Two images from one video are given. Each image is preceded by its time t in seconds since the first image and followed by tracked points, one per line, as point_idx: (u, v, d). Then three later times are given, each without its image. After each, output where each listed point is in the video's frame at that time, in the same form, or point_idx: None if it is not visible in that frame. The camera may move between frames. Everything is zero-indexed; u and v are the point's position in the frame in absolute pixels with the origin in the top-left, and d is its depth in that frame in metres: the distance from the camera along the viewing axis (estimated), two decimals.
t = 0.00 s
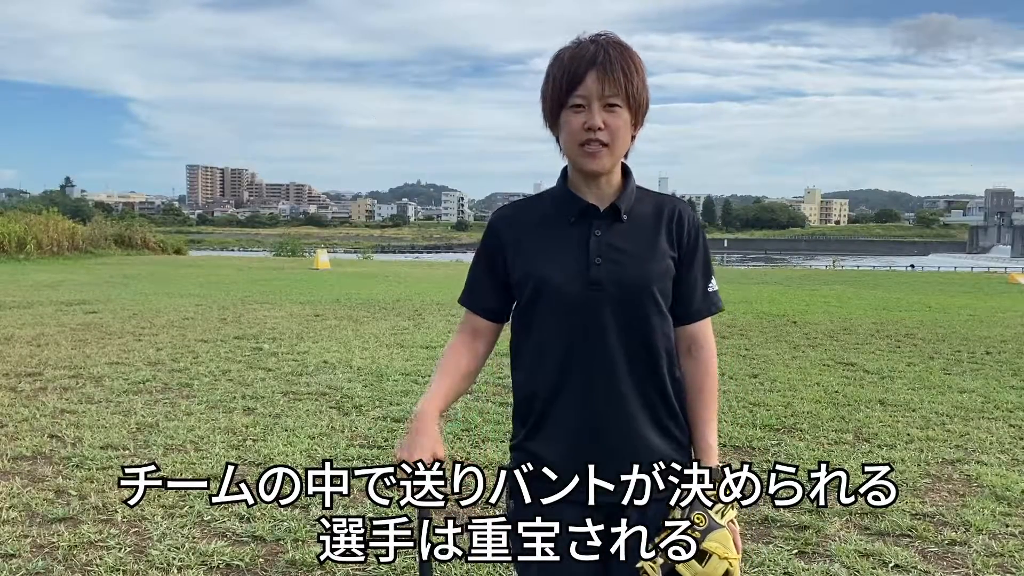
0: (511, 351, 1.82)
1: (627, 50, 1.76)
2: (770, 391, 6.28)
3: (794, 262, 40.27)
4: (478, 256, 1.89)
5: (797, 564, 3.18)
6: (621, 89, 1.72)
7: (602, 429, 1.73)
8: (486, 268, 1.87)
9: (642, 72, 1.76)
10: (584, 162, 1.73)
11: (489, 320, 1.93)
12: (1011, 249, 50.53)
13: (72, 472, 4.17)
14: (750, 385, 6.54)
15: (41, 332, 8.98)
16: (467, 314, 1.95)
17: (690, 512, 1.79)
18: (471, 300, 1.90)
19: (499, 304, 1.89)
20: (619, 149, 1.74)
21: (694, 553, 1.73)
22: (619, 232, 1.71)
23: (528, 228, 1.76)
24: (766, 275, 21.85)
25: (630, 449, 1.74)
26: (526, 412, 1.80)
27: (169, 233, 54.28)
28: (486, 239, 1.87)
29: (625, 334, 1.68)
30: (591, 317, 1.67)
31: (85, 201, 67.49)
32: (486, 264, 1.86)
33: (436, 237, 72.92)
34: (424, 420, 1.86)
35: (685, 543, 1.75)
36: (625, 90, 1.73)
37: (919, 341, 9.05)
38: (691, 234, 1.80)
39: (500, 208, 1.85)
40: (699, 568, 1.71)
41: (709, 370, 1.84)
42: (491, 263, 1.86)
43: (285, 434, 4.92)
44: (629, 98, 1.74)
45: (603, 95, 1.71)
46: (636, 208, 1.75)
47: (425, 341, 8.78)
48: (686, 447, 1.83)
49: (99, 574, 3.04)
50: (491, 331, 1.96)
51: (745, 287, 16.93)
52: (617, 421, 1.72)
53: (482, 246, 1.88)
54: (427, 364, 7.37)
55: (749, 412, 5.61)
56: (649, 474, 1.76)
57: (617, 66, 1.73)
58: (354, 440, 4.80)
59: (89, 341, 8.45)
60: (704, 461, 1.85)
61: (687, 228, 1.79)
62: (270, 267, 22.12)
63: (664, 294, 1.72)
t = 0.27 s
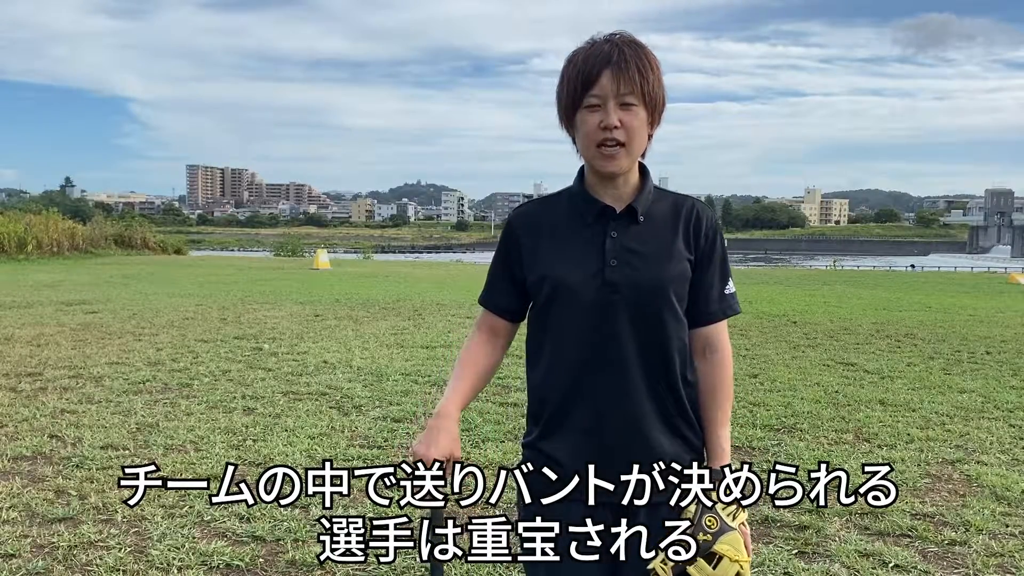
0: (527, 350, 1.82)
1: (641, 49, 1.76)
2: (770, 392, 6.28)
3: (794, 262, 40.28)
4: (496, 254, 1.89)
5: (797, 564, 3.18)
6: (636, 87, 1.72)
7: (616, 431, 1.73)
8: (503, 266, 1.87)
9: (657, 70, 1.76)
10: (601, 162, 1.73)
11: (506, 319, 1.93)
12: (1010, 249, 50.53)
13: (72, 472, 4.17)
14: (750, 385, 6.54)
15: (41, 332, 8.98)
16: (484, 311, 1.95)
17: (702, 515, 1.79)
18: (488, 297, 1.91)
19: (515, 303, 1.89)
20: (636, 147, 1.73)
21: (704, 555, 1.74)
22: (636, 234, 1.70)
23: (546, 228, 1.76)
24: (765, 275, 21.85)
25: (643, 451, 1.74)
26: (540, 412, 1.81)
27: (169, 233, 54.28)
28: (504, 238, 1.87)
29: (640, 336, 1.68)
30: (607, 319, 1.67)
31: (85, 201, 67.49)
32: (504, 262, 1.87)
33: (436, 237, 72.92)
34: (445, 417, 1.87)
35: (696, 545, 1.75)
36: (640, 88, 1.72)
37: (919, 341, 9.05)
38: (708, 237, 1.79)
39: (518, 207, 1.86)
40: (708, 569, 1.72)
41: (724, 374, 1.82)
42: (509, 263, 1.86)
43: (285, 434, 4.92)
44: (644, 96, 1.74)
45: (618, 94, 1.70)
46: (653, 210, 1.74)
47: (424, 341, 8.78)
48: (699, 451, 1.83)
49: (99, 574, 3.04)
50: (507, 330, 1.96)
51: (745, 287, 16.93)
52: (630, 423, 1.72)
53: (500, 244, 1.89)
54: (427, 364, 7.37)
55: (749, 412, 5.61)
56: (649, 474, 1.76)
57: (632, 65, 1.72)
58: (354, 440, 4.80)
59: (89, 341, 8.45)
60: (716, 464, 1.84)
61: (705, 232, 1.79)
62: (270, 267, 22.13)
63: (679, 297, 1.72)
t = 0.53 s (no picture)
0: (541, 349, 1.83)
1: (655, 48, 1.76)
2: (770, 392, 6.28)
3: (794, 262, 40.29)
4: (513, 252, 1.90)
5: (797, 564, 3.18)
6: (651, 87, 1.72)
7: (626, 432, 1.73)
8: (519, 264, 1.88)
9: (672, 69, 1.75)
10: (616, 163, 1.72)
11: (522, 317, 1.93)
12: (1010, 249, 50.52)
13: (71, 472, 4.17)
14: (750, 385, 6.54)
15: (41, 332, 8.98)
16: (502, 309, 1.95)
17: (706, 520, 1.78)
18: (504, 294, 1.92)
19: (530, 301, 1.89)
20: (652, 147, 1.73)
21: (708, 561, 1.74)
22: (649, 236, 1.70)
23: (561, 227, 1.77)
24: (766, 275, 21.84)
25: (651, 453, 1.74)
26: (552, 410, 1.81)
27: (169, 233, 54.29)
28: (521, 235, 1.88)
29: (651, 337, 1.68)
30: (619, 320, 1.67)
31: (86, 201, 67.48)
32: (520, 259, 1.88)
33: (436, 237, 72.92)
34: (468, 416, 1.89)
35: (700, 550, 1.75)
36: (655, 87, 1.72)
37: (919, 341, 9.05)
38: (724, 241, 1.78)
39: (536, 204, 1.86)
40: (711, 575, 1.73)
41: (738, 379, 1.81)
42: (525, 260, 1.87)
43: (286, 434, 4.92)
44: (659, 96, 1.73)
45: (633, 93, 1.70)
46: (668, 211, 1.74)
47: (425, 341, 8.78)
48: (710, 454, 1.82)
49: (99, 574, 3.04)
50: (525, 326, 1.96)
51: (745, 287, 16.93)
52: (641, 424, 1.72)
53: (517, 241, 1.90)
54: (427, 364, 7.37)
55: (749, 412, 5.61)
56: (649, 474, 1.76)
57: (646, 64, 1.72)
58: (354, 440, 4.80)
59: (88, 341, 8.45)
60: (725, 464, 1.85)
61: (721, 235, 1.78)
62: (270, 266, 22.13)
63: (692, 300, 1.71)
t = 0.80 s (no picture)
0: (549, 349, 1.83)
1: (666, 50, 1.76)
2: (770, 392, 6.28)
3: (794, 262, 40.32)
4: (522, 252, 1.90)
5: (797, 564, 3.18)
6: (661, 88, 1.72)
7: (634, 432, 1.73)
8: (528, 264, 1.88)
9: (682, 70, 1.75)
10: (625, 163, 1.73)
11: (532, 317, 1.93)
12: (1010, 249, 50.53)
13: (71, 472, 4.17)
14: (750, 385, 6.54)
15: (41, 332, 8.99)
16: (512, 309, 1.95)
17: (713, 520, 1.76)
18: (514, 294, 1.92)
19: (539, 301, 1.89)
20: (660, 148, 1.73)
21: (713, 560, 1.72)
22: (658, 236, 1.70)
23: (571, 227, 1.77)
24: (766, 275, 21.84)
25: (659, 453, 1.74)
26: (561, 410, 1.81)
27: (169, 233, 54.31)
28: (530, 235, 1.88)
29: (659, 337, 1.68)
30: (628, 320, 1.67)
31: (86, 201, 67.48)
32: (529, 259, 1.88)
33: (436, 237, 72.94)
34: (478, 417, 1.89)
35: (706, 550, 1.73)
36: (665, 89, 1.72)
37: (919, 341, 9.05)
38: (733, 241, 1.78)
39: (545, 205, 1.86)
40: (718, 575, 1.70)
41: (745, 379, 1.80)
42: (534, 260, 1.87)
43: (286, 434, 4.93)
44: (668, 97, 1.73)
45: (642, 94, 1.70)
46: (677, 212, 1.74)
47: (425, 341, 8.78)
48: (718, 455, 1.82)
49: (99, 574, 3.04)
50: (536, 326, 1.96)
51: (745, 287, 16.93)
52: (649, 425, 1.72)
53: (527, 241, 1.90)
54: (427, 364, 7.38)
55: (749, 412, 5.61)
56: (649, 474, 1.75)
57: (656, 66, 1.73)
58: (354, 440, 4.80)
59: (88, 341, 8.45)
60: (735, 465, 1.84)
61: (730, 235, 1.77)
62: (270, 267, 22.14)
63: (701, 300, 1.71)
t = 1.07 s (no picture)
0: (552, 349, 1.83)
1: (668, 50, 1.76)
2: (770, 392, 6.28)
3: (794, 262, 40.33)
4: (525, 253, 1.90)
5: (797, 564, 3.18)
6: (663, 87, 1.72)
7: (637, 431, 1.73)
8: (531, 265, 1.88)
9: (684, 70, 1.75)
10: (627, 162, 1.73)
11: (535, 317, 1.92)
12: (1010, 249, 50.53)
13: (71, 472, 4.17)
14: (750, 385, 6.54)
15: (41, 332, 8.99)
16: (514, 310, 1.95)
17: (724, 512, 1.75)
18: (517, 295, 1.92)
19: (542, 301, 1.89)
20: (663, 147, 1.73)
21: (726, 549, 1.69)
22: (662, 234, 1.70)
23: (575, 226, 1.77)
24: (765, 275, 21.85)
25: (664, 452, 1.74)
26: (565, 409, 1.81)
27: (169, 233, 54.32)
28: (533, 235, 1.88)
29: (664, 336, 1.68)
30: (634, 318, 1.67)
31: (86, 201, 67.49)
32: (533, 260, 1.88)
33: (435, 238, 72.97)
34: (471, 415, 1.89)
35: (718, 540, 1.71)
36: (667, 88, 1.72)
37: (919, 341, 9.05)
38: (735, 238, 1.79)
39: (548, 205, 1.86)
40: (732, 565, 1.68)
41: (750, 371, 1.81)
42: (537, 260, 1.87)
43: (285, 434, 4.93)
44: (671, 97, 1.73)
45: (644, 94, 1.70)
46: (680, 210, 1.74)
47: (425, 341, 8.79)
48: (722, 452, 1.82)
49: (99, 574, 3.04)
50: (538, 327, 1.95)
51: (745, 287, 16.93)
52: (653, 424, 1.72)
53: (529, 242, 1.90)
54: (427, 364, 7.38)
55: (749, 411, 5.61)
56: (649, 474, 1.75)
57: (659, 65, 1.73)
58: (354, 440, 4.80)
59: (88, 341, 8.45)
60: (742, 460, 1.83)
61: (732, 232, 1.78)
62: (270, 267, 22.15)
63: (705, 297, 1.71)
